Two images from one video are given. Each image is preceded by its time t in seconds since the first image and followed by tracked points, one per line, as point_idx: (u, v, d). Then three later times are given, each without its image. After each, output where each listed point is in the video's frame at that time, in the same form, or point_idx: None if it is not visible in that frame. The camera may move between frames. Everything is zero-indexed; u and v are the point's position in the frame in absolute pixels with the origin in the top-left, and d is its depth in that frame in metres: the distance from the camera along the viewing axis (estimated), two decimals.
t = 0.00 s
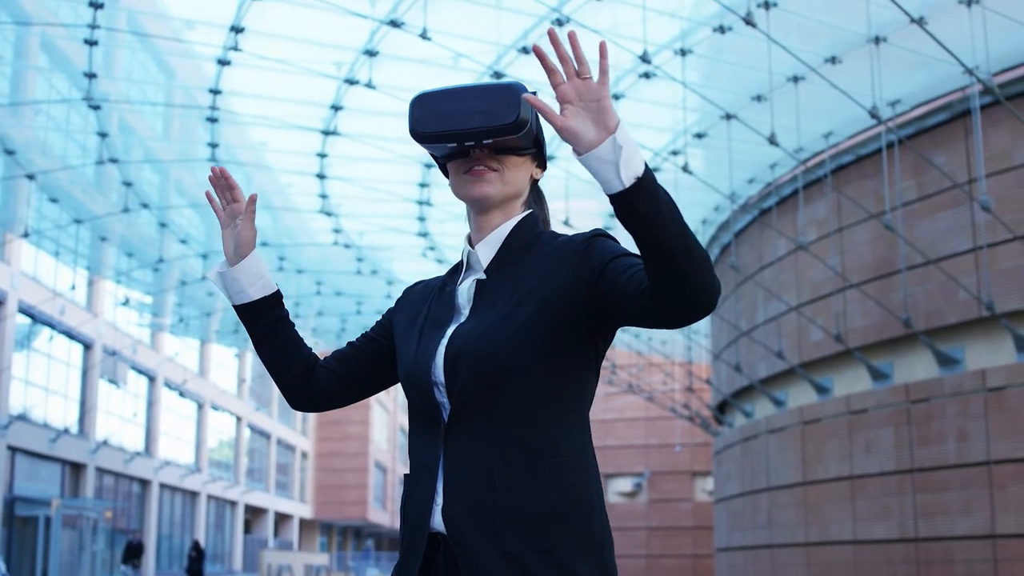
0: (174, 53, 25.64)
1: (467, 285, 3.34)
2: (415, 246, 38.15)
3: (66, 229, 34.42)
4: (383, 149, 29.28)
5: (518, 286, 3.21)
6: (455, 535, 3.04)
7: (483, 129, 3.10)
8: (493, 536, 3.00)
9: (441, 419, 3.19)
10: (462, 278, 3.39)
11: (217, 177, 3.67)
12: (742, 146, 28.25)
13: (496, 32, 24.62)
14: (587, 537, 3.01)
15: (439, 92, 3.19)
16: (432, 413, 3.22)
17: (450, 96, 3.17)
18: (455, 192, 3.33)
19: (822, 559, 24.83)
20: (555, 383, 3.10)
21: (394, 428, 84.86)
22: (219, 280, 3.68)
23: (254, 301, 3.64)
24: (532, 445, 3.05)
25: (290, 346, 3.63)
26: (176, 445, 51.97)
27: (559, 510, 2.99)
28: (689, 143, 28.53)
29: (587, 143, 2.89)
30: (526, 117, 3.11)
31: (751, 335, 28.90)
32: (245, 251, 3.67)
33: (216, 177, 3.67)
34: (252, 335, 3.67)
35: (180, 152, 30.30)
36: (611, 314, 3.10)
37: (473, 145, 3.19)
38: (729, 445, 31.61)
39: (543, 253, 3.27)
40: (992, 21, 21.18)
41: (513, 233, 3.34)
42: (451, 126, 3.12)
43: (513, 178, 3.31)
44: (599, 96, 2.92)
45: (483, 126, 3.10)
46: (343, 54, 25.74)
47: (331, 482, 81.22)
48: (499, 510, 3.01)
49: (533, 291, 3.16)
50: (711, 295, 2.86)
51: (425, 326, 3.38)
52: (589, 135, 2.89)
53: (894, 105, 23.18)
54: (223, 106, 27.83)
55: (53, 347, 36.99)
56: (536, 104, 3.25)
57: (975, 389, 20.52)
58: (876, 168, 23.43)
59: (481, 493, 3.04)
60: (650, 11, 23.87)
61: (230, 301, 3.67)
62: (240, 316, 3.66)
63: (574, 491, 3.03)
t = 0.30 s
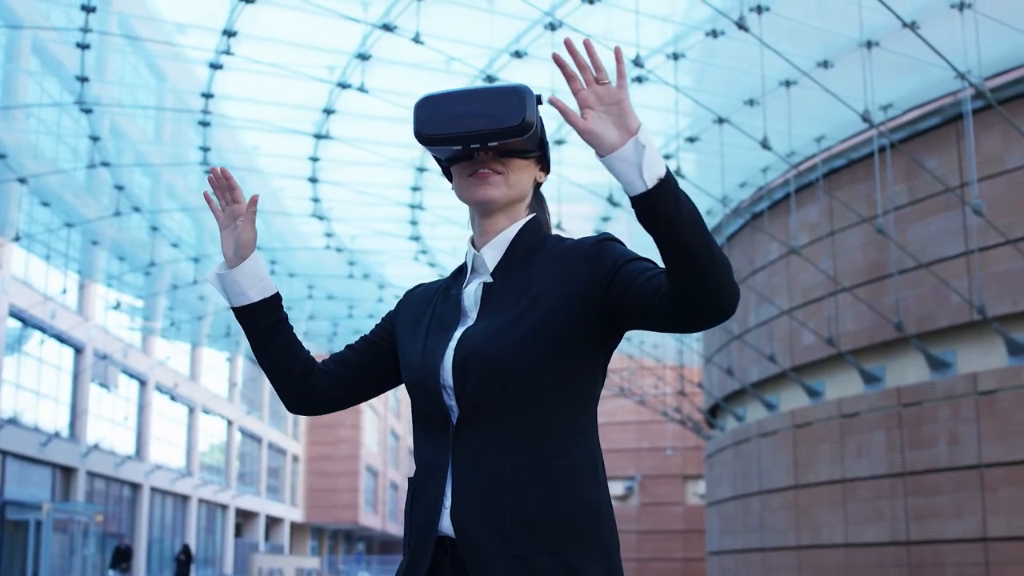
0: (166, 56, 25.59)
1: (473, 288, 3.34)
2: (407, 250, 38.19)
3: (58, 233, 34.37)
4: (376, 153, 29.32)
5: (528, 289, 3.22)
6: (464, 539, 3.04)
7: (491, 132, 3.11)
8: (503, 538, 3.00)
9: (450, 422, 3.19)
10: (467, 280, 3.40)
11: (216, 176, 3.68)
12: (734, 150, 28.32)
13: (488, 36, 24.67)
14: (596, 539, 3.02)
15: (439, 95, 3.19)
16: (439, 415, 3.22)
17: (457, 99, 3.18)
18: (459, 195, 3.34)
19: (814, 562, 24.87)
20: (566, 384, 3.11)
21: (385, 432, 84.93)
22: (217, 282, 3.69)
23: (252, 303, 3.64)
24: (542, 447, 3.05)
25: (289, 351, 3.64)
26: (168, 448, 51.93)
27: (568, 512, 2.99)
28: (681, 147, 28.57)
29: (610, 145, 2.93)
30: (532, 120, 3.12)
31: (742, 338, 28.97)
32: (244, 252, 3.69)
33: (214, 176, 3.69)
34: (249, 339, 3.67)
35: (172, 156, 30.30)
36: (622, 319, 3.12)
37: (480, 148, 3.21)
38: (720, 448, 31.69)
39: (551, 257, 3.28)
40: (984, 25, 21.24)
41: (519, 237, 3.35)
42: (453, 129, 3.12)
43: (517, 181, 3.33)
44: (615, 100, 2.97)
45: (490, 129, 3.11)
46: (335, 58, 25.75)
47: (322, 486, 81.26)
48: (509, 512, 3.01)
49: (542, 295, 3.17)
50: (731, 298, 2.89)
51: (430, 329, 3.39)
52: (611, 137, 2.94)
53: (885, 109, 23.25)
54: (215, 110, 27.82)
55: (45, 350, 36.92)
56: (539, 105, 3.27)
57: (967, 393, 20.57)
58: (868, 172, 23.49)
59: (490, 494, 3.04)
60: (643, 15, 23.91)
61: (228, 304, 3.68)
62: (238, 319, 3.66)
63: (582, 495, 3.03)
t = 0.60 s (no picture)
0: (156, 53, 25.51)
1: (475, 285, 3.34)
2: (397, 249, 38.18)
3: (48, 230, 34.30)
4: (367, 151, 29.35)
5: (531, 288, 3.23)
6: (467, 537, 3.02)
7: (490, 128, 3.11)
8: (506, 536, 2.99)
9: (453, 419, 3.18)
10: (468, 277, 3.40)
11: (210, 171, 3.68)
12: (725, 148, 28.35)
13: (479, 33, 24.69)
14: (600, 539, 3.01)
15: (439, 92, 3.18)
16: (442, 413, 3.21)
17: (455, 95, 3.17)
18: (458, 193, 3.34)
19: (804, 560, 24.91)
20: (569, 384, 3.11)
21: (376, 430, 84.85)
22: (213, 277, 3.68)
23: (250, 299, 3.63)
24: (547, 444, 3.06)
25: (285, 348, 3.63)
26: (159, 446, 51.90)
27: (572, 510, 2.99)
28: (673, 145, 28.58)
29: (631, 143, 2.94)
30: (532, 116, 3.12)
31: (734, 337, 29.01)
32: (242, 248, 3.68)
33: (209, 171, 3.69)
34: (245, 334, 3.66)
35: (162, 153, 30.23)
36: (626, 318, 3.13)
37: (479, 145, 3.20)
38: (711, 446, 31.74)
39: (554, 256, 3.28)
40: (975, 24, 21.28)
41: (521, 234, 3.36)
42: (456, 125, 3.12)
43: (518, 179, 3.32)
44: (636, 98, 2.99)
45: (491, 126, 3.11)
46: (327, 55, 25.74)
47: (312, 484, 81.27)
48: (512, 508, 3.00)
49: (547, 294, 3.17)
50: (744, 298, 2.90)
51: (430, 326, 3.39)
52: (635, 135, 2.94)
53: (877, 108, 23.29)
54: (207, 107, 27.77)
55: (35, 347, 36.72)
56: (539, 101, 3.26)
57: (958, 390, 20.60)
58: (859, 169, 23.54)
59: (493, 492, 3.03)
60: (635, 13, 23.91)
61: (225, 299, 3.66)
62: (234, 314, 3.65)
63: (586, 494, 3.02)
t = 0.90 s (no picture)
0: (152, 56, 25.50)
1: (481, 287, 3.32)
2: (393, 252, 38.17)
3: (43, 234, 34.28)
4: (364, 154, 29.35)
5: (539, 290, 3.22)
6: (474, 540, 3.01)
7: (490, 129, 3.10)
8: (516, 538, 2.97)
9: (460, 421, 3.17)
10: (473, 279, 3.39)
11: (213, 171, 3.67)
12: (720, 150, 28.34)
13: (476, 35, 24.68)
14: (608, 542, 3.00)
15: (440, 95, 3.17)
16: (448, 415, 3.20)
17: (454, 98, 3.16)
18: (461, 195, 3.33)
19: (801, 563, 24.90)
20: (578, 386, 3.10)
21: (371, 433, 84.81)
22: (214, 278, 3.66)
23: (252, 300, 3.61)
24: (552, 447, 3.04)
25: (286, 348, 3.61)
26: (155, 450, 51.86)
27: (579, 511, 2.97)
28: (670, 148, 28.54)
29: (667, 145, 2.96)
30: (533, 118, 3.11)
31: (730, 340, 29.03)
32: (243, 248, 3.66)
33: (211, 171, 3.67)
34: (245, 336, 3.64)
35: (158, 156, 30.22)
36: (635, 321, 3.13)
37: (481, 147, 3.19)
38: (708, 449, 31.75)
39: (561, 257, 3.27)
40: (971, 27, 21.29)
41: (525, 237, 3.35)
42: (459, 127, 3.10)
43: (520, 180, 3.32)
44: (673, 101, 3.01)
45: (491, 128, 3.09)
46: (324, 59, 25.73)
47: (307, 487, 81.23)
48: (520, 511, 2.98)
49: (555, 297, 3.17)
50: (760, 303, 2.91)
51: (435, 327, 3.37)
52: (671, 138, 2.96)
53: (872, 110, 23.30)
54: (204, 111, 27.74)
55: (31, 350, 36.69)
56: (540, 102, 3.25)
57: (954, 393, 20.59)
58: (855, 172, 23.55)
59: (501, 495, 3.02)
60: (631, 16, 23.87)
61: (225, 300, 3.64)
62: (235, 315, 3.63)
63: (595, 496, 3.01)
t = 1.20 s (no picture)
0: (144, 55, 25.44)
1: (479, 285, 3.32)
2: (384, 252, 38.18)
3: (34, 234, 34.23)
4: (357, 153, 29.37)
5: (538, 289, 3.23)
6: (473, 539, 3.02)
7: (480, 127, 3.10)
8: (516, 537, 2.98)
9: (459, 421, 3.18)
10: (470, 278, 3.39)
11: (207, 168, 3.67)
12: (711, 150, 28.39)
13: (468, 35, 24.69)
14: (607, 541, 3.01)
15: (432, 95, 3.18)
16: (448, 414, 3.20)
17: (446, 97, 3.17)
18: (455, 193, 3.33)
19: (792, 562, 24.93)
20: (578, 384, 3.12)
21: (362, 433, 84.76)
22: (207, 276, 3.66)
23: (247, 299, 3.61)
24: (551, 447, 3.05)
25: (280, 347, 3.61)
26: (146, 450, 51.79)
27: (579, 511, 2.98)
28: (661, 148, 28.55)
29: (692, 146, 3.01)
30: (523, 116, 3.11)
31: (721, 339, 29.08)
32: (238, 247, 3.66)
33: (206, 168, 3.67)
34: (239, 333, 3.64)
35: (149, 156, 30.16)
36: (636, 322, 3.15)
37: (472, 146, 3.19)
38: (699, 449, 31.78)
39: (560, 257, 3.29)
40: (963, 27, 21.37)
41: (522, 235, 3.35)
42: (449, 127, 3.11)
43: (513, 177, 3.32)
44: (702, 103, 3.07)
45: (480, 126, 3.10)
46: (315, 58, 25.70)
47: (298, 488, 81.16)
48: (520, 511, 2.99)
49: (556, 297, 3.18)
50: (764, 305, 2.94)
51: (431, 324, 3.38)
52: (696, 137, 3.01)
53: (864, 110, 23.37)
54: (196, 110, 27.69)
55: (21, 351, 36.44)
56: (533, 100, 3.25)
57: (946, 392, 20.62)
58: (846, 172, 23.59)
59: (500, 494, 3.03)
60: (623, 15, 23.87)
61: (220, 298, 3.64)
62: (230, 313, 3.63)
63: (594, 495, 3.03)
